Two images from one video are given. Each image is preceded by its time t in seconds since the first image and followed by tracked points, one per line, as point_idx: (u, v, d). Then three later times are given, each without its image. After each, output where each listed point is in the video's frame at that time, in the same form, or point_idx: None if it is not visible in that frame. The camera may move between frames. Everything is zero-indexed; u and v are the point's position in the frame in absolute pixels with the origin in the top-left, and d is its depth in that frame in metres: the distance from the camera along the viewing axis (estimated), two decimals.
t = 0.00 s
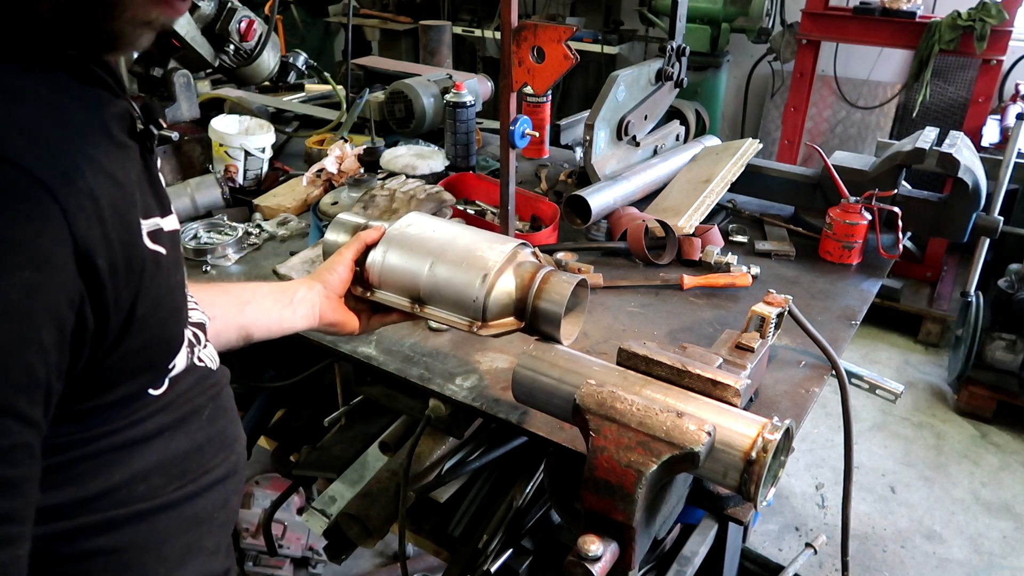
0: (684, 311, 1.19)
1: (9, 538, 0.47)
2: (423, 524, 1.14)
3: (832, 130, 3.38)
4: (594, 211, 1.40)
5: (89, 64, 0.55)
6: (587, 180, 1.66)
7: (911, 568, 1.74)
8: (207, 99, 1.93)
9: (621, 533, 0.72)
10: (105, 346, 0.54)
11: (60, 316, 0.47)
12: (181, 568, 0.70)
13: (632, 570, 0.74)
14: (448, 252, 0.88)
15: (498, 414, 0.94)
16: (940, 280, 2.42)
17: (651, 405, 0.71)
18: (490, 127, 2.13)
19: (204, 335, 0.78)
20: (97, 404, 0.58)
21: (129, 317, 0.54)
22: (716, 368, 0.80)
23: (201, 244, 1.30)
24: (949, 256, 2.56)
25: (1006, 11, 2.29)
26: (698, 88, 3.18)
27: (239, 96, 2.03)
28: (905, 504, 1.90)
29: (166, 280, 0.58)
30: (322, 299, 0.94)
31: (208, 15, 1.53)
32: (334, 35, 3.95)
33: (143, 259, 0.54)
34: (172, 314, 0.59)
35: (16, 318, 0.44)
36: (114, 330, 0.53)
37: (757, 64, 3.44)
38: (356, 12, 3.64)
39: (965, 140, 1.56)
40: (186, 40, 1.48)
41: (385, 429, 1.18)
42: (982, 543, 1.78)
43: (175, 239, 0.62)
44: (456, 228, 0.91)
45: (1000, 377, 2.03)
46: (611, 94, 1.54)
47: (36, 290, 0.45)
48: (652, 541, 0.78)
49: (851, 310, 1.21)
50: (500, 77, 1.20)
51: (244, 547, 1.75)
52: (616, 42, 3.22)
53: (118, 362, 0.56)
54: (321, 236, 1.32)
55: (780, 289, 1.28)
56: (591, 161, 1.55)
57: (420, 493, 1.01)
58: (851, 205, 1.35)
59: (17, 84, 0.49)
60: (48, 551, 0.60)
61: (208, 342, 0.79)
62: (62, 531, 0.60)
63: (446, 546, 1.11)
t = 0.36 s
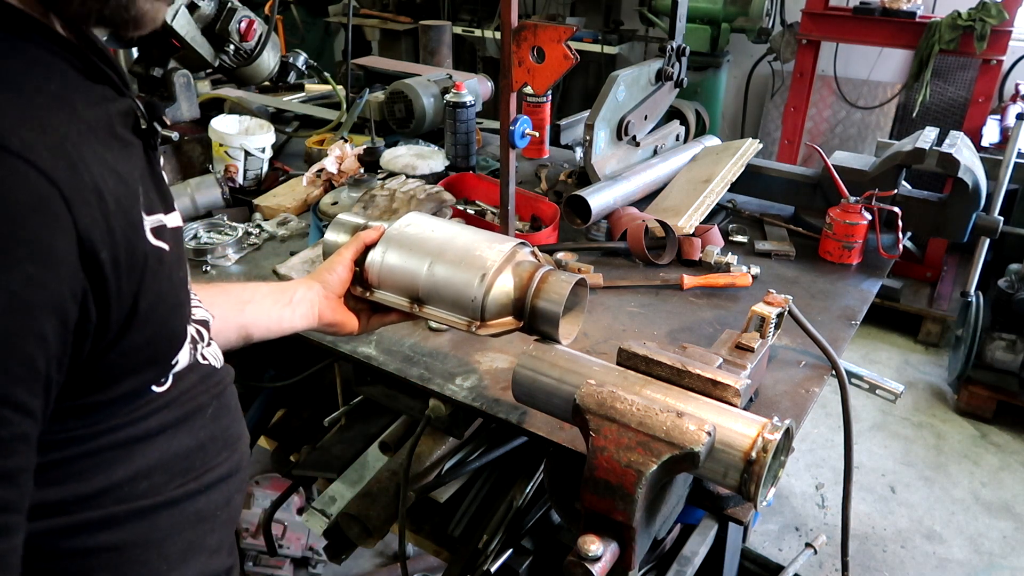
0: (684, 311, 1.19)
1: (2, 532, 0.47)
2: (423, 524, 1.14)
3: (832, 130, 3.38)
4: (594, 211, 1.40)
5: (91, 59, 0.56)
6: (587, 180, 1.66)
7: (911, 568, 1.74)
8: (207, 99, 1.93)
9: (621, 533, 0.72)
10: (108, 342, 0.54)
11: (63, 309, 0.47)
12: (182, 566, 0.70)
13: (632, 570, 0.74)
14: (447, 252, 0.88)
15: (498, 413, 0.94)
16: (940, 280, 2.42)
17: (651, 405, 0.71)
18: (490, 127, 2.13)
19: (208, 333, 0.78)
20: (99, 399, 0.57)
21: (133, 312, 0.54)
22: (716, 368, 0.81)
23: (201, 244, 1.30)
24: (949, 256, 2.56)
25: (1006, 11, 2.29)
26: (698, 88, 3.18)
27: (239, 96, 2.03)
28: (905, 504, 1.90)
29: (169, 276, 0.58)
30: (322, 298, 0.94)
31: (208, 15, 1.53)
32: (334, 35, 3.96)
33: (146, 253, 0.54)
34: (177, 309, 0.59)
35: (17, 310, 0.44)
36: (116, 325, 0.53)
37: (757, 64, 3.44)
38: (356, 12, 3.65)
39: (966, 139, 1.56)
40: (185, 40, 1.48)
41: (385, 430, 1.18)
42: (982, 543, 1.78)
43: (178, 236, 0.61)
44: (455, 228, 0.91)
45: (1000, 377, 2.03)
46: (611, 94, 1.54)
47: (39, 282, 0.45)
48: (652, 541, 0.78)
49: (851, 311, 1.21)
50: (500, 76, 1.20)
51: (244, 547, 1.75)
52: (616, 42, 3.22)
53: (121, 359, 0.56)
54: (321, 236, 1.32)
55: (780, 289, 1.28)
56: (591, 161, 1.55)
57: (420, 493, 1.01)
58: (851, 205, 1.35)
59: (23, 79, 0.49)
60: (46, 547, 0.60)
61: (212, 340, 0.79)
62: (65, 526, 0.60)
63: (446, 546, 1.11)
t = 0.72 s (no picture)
0: (684, 311, 1.19)
1: None
2: (423, 524, 1.14)
3: (831, 130, 3.38)
4: (594, 211, 1.40)
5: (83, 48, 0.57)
6: (587, 180, 1.66)
7: (911, 568, 1.74)
8: (207, 99, 1.93)
9: (621, 533, 0.72)
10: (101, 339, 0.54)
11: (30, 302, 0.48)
12: (184, 563, 0.70)
13: (632, 570, 0.74)
14: (448, 252, 0.87)
15: (498, 413, 0.94)
16: (940, 280, 2.42)
17: (651, 405, 0.71)
18: (490, 127, 2.13)
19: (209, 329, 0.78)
20: (88, 397, 0.57)
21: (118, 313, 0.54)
22: (716, 368, 0.80)
23: (201, 244, 1.30)
24: (949, 256, 2.56)
25: (1006, 11, 2.29)
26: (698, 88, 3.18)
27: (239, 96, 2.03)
28: (905, 504, 1.90)
29: (161, 272, 0.58)
30: (322, 297, 0.94)
31: (208, 15, 1.53)
32: (334, 35, 3.96)
33: (133, 248, 0.55)
34: (169, 306, 0.59)
35: None
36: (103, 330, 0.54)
37: (757, 64, 3.44)
38: (356, 12, 3.65)
39: (966, 140, 1.56)
40: (185, 40, 1.48)
41: (385, 430, 1.18)
42: (982, 543, 1.78)
43: (172, 232, 0.62)
44: (456, 227, 0.91)
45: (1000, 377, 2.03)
46: (611, 94, 1.54)
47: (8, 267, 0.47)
48: (652, 541, 0.78)
49: (851, 310, 1.21)
50: (500, 76, 1.20)
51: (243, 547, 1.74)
52: (617, 42, 3.22)
53: (113, 356, 0.56)
54: (321, 236, 1.32)
55: (780, 289, 1.28)
56: (591, 161, 1.55)
57: (420, 493, 1.01)
58: (851, 205, 1.35)
59: (17, 75, 0.51)
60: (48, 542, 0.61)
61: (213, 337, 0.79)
62: (60, 521, 0.61)
63: (446, 547, 1.10)
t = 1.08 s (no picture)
0: (684, 311, 1.19)
1: None
2: (423, 524, 1.14)
3: (831, 130, 3.38)
4: (594, 211, 1.40)
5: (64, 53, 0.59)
6: (587, 180, 1.66)
7: (911, 568, 1.74)
8: (207, 99, 1.93)
9: (621, 533, 0.72)
10: (82, 344, 0.55)
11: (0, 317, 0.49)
12: (183, 564, 0.70)
13: (632, 570, 0.74)
14: (450, 253, 0.87)
15: (498, 413, 0.94)
16: (940, 279, 2.42)
17: (651, 405, 0.71)
18: (490, 127, 2.13)
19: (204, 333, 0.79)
20: (74, 404, 0.57)
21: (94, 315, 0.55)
22: (716, 368, 0.81)
23: (201, 244, 1.30)
24: (949, 256, 2.56)
25: (1006, 11, 2.29)
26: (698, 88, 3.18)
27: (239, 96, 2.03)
28: (905, 504, 1.90)
29: (143, 275, 0.59)
30: (323, 297, 0.94)
31: (208, 15, 1.53)
32: (334, 35, 3.96)
33: (107, 253, 0.56)
34: (153, 309, 0.60)
35: None
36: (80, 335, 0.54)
37: (757, 64, 3.44)
38: (356, 12, 3.65)
39: (966, 140, 1.56)
40: (186, 40, 1.47)
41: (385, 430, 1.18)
42: (982, 543, 1.78)
43: (154, 235, 0.63)
44: (458, 227, 0.91)
45: (1000, 377, 2.02)
46: (611, 94, 1.54)
47: None
48: (652, 541, 0.78)
49: (851, 310, 1.21)
50: (500, 77, 1.20)
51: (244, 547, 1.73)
52: (617, 42, 3.22)
53: (97, 359, 0.56)
54: (321, 236, 1.32)
55: (781, 289, 1.28)
56: (591, 161, 1.55)
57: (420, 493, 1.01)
58: (851, 205, 1.35)
59: None
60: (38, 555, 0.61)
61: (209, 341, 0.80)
62: (49, 533, 0.60)
63: (446, 547, 1.10)
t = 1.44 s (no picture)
0: (684, 311, 1.19)
1: None
2: (423, 524, 1.14)
3: (831, 130, 3.38)
4: (595, 211, 1.40)
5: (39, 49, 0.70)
6: (587, 180, 1.65)
7: (911, 568, 1.74)
8: (207, 99, 1.93)
9: (621, 533, 0.72)
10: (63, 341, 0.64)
11: None
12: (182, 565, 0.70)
13: (632, 570, 0.74)
14: (451, 252, 0.87)
15: (498, 413, 0.94)
16: (940, 280, 2.42)
17: (651, 404, 0.71)
18: (490, 127, 2.13)
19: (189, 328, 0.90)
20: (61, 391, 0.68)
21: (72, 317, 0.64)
22: (716, 368, 0.81)
23: (201, 244, 1.30)
24: (949, 256, 2.56)
25: (1006, 11, 2.29)
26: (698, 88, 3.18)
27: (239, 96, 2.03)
28: (905, 504, 1.90)
29: (121, 270, 0.70)
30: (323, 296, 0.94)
31: (208, 15, 1.53)
32: (334, 35, 3.96)
33: (84, 255, 0.65)
34: (128, 301, 0.70)
35: None
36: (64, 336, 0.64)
37: (757, 64, 3.44)
38: (356, 12, 3.65)
39: (966, 140, 1.56)
40: (185, 40, 1.47)
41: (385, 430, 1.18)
42: (982, 543, 1.78)
43: (135, 233, 0.74)
44: (459, 226, 0.91)
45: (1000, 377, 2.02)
46: (611, 94, 1.54)
47: None
48: (652, 541, 0.78)
49: (851, 310, 1.21)
50: (500, 76, 1.20)
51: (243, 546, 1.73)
52: (617, 41, 3.22)
53: (80, 350, 0.67)
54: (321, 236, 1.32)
55: (781, 289, 1.28)
56: (591, 161, 1.55)
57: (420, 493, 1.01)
58: (851, 205, 1.35)
59: None
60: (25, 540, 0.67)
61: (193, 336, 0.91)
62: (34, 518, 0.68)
63: (446, 546, 1.10)
